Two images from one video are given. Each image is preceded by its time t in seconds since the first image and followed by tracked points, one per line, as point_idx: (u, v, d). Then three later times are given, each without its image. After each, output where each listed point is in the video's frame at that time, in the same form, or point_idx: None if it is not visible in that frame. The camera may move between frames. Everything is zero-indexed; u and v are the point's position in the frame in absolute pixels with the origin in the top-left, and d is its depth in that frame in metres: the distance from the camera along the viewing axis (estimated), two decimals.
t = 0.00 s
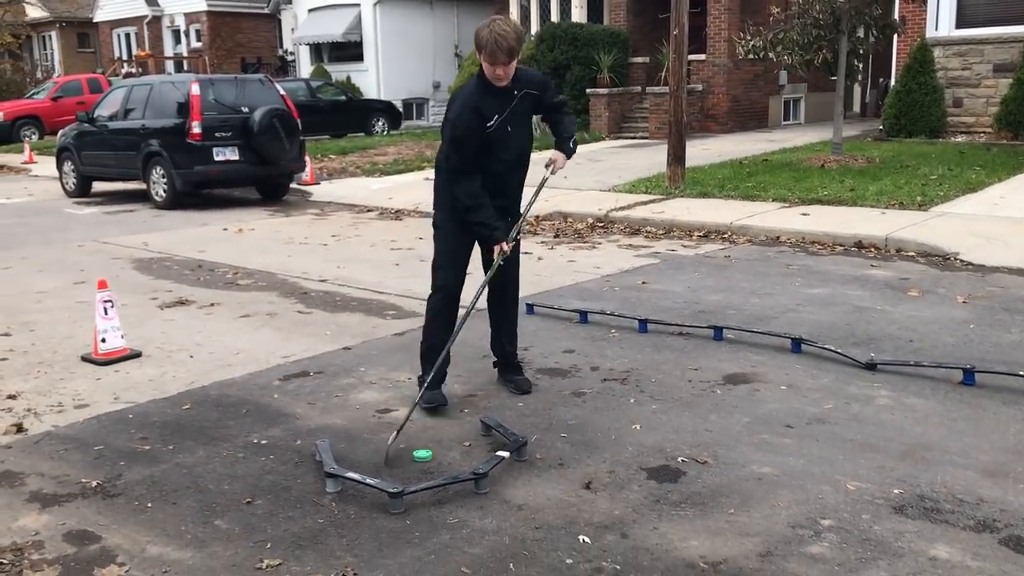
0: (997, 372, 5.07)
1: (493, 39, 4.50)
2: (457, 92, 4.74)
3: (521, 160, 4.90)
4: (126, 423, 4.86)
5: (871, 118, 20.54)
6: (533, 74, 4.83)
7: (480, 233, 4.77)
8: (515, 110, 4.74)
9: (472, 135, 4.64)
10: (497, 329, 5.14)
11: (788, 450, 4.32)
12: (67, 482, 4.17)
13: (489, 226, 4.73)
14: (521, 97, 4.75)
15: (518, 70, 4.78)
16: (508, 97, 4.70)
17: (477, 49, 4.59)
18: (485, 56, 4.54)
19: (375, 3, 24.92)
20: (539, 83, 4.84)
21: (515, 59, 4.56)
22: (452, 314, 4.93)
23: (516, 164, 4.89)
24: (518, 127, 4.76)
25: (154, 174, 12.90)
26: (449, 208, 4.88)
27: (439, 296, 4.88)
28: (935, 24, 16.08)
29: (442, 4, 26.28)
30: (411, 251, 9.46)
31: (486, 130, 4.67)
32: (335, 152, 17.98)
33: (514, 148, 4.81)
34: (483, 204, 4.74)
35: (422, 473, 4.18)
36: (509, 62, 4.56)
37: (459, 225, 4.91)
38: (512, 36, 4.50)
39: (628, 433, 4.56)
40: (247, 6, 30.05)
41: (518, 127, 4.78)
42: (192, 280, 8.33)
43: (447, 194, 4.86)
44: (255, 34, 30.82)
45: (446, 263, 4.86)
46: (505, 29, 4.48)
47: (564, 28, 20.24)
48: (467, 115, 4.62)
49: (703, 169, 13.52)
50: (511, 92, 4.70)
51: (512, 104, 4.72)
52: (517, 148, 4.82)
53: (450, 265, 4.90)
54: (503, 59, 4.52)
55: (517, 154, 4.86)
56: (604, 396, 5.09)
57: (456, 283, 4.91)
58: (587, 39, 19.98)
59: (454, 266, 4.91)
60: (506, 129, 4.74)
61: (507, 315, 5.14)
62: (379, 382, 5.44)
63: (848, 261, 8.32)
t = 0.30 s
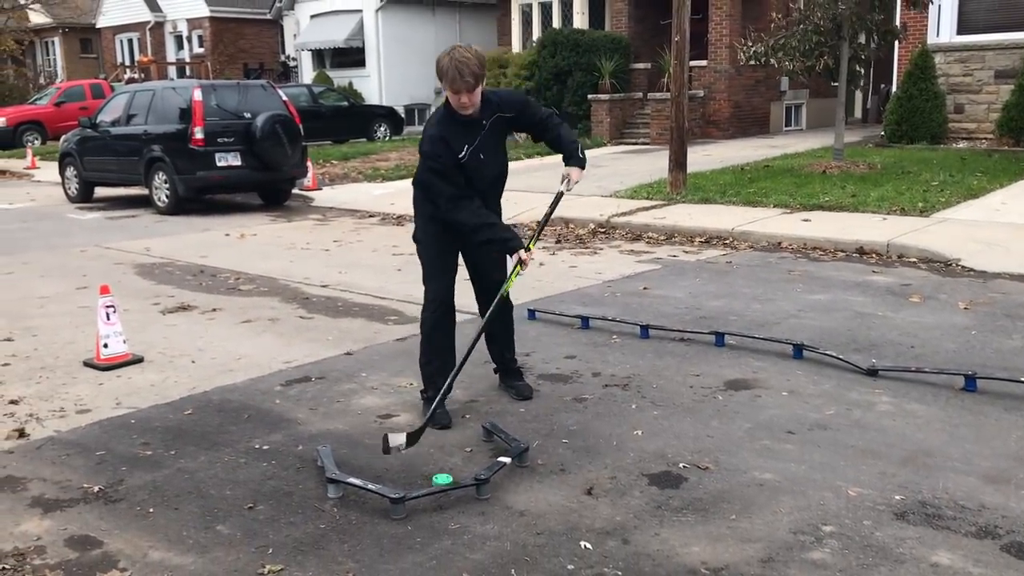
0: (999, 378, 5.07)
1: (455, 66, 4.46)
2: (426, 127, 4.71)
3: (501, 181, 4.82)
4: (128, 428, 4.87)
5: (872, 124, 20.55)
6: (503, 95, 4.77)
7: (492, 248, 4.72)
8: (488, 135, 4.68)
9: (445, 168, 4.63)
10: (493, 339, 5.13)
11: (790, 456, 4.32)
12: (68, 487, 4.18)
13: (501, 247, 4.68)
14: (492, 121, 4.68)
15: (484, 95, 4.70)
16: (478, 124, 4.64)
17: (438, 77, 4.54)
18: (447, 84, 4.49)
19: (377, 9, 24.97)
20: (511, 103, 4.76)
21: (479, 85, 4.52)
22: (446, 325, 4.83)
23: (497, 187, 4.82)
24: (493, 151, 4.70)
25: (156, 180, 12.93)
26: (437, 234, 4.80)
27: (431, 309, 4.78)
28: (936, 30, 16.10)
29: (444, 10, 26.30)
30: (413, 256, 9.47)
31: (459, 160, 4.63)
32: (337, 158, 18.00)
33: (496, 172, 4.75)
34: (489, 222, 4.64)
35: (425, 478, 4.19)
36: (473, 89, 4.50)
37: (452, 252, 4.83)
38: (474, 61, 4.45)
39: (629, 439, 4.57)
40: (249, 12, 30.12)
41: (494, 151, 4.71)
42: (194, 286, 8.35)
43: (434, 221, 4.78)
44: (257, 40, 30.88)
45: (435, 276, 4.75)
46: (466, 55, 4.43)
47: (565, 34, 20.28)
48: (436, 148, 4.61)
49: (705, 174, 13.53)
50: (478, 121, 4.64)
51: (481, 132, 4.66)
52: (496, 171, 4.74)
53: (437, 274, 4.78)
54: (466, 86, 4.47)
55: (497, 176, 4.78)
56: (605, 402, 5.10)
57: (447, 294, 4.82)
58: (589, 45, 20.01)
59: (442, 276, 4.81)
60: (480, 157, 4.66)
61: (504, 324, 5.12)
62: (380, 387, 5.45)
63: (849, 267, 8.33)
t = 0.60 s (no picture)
0: (1001, 385, 5.06)
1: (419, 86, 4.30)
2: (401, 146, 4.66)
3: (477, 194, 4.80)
4: (131, 434, 4.88)
5: (875, 130, 20.57)
6: (473, 107, 4.70)
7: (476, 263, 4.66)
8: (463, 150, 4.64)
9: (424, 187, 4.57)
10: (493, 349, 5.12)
11: (792, 462, 4.32)
12: (71, 493, 4.19)
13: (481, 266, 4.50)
14: (467, 134, 4.64)
15: (457, 109, 4.65)
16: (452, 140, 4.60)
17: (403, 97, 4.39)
18: (412, 104, 4.34)
19: (380, 16, 25.03)
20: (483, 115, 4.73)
21: (445, 100, 4.37)
22: (444, 336, 4.81)
23: (476, 201, 4.80)
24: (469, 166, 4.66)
25: (159, 186, 12.96)
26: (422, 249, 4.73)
27: (426, 318, 4.77)
28: (938, 37, 16.13)
29: (446, 16, 26.29)
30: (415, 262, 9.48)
31: (437, 179, 4.57)
32: (340, 165, 18.03)
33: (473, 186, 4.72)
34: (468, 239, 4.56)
35: (427, 485, 4.19)
36: (439, 107, 4.36)
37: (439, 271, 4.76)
38: (438, 79, 4.30)
39: (631, 446, 4.57)
40: (253, 18, 30.23)
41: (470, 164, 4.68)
42: (197, 292, 8.37)
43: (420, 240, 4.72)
44: (261, 46, 30.97)
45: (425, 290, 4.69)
46: (429, 73, 4.27)
47: (568, 41, 20.30)
48: (412, 167, 4.55)
49: (708, 181, 13.55)
50: (451, 137, 4.58)
51: (456, 147, 4.61)
52: (472, 185, 4.72)
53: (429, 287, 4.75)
54: (430, 106, 4.33)
55: (474, 190, 4.75)
56: (608, 408, 5.10)
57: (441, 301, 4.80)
58: (591, 52, 20.05)
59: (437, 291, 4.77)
60: (455, 173, 4.64)
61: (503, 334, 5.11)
62: (383, 393, 5.45)
63: (851, 274, 8.33)
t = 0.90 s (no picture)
0: (1007, 391, 5.06)
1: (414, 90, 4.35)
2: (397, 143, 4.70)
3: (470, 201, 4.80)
4: (137, 439, 4.89)
5: (880, 136, 20.56)
6: (476, 122, 4.65)
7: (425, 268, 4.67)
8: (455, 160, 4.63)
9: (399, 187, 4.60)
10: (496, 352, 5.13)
11: (797, 468, 4.31)
12: (77, 498, 4.20)
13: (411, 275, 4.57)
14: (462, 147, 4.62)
15: (459, 120, 4.62)
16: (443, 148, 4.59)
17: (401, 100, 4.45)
18: (408, 108, 4.39)
19: (386, 23, 25.11)
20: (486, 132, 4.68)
21: (440, 107, 4.41)
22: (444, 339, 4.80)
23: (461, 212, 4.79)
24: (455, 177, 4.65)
25: (166, 192, 13.00)
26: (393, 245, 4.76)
27: (428, 321, 4.75)
28: (944, 43, 16.13)
29: (452, 23, 26.39)
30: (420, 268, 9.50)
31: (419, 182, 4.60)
32: (346, 170, 18.07)
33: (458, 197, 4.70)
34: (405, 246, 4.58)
35: (431, 490, 4.19)
36: (432, 113, 4.39)
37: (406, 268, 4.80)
38: (434, 83, 4.34)
39: (636, 451, 4.57)
40: (259, 25, 30.33)
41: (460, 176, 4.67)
42: (203, 297, 8.39)
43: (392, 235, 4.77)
44: (267, 52, 31.06)
45: (425, 292, 4.67)
46: (425, 78, 4.32)
47: (573, 47, 20.34)
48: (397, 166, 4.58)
49: (713, 187, 13.56)
50: (444, 146, 4.58)
51: (449, 156, 4.61)
52: (462, 193, 4.72)
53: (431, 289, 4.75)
54: (421, 112, 4.37)
55: (457, 202, 4.73)
56: (613, 414, 5.10)
57: (445, 305, 4.76)
58: (596, 59, 20.13)
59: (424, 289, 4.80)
60: (443, 181, 4.64)
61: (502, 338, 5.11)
62: (388, 399, 5.46)
63: (857, 279, 8.32)
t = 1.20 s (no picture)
0: (1016, 395, 5.03)
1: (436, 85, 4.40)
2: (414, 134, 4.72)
3: (486, 196, 4.81)
4: (145, 442, 4.91)
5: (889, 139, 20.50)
6: (495, 113, 4.70)
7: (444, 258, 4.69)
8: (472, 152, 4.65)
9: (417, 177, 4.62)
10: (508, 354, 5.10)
11: (806, 472, 4.30)
12: (86, 501, 4.21)
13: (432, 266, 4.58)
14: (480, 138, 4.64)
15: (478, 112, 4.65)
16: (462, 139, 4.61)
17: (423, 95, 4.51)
18: (430, 102, 4.44)
19: (394, 27, 25.16)
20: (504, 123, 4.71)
21: (462, 102, 4.44)
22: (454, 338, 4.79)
23: (478, 204, 4.80)
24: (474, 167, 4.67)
25: (175, 195, 13.05)
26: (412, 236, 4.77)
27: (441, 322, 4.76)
28: (953, 45, 16.09)
29: (460, 27, 26.42)
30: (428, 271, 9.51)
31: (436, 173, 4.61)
32: (354, 174, 18.10)
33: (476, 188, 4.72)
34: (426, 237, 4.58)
35: (439, 493, 4.20)
36: (453, 108, 4.42)
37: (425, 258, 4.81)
38: (455, 80, 4.38)
39: (644, 455, 4.56)
40: (267, 29, 30.43)
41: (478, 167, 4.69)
42: (212, 300, 8.41)
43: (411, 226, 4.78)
44: (276, 56, 31.15)
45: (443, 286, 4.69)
46: (446, 73, 4.36)
47: (580, 50, 20.28)
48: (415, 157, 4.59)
49: (721, 190, 13.54)
50: (463, 138, 4.60)
51: (466, 147, 4.62)
52: (478, 186, 4.75)
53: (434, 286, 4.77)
54: (442, 106, 4.41)
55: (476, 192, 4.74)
56: (621, 417, 5.10)
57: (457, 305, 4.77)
58: (604, 62, 20.14)
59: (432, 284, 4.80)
60: (459, 172, 4.66)
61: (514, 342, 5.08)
62: (396, 402, 5.47)
63: (866, 282, 8.30)
